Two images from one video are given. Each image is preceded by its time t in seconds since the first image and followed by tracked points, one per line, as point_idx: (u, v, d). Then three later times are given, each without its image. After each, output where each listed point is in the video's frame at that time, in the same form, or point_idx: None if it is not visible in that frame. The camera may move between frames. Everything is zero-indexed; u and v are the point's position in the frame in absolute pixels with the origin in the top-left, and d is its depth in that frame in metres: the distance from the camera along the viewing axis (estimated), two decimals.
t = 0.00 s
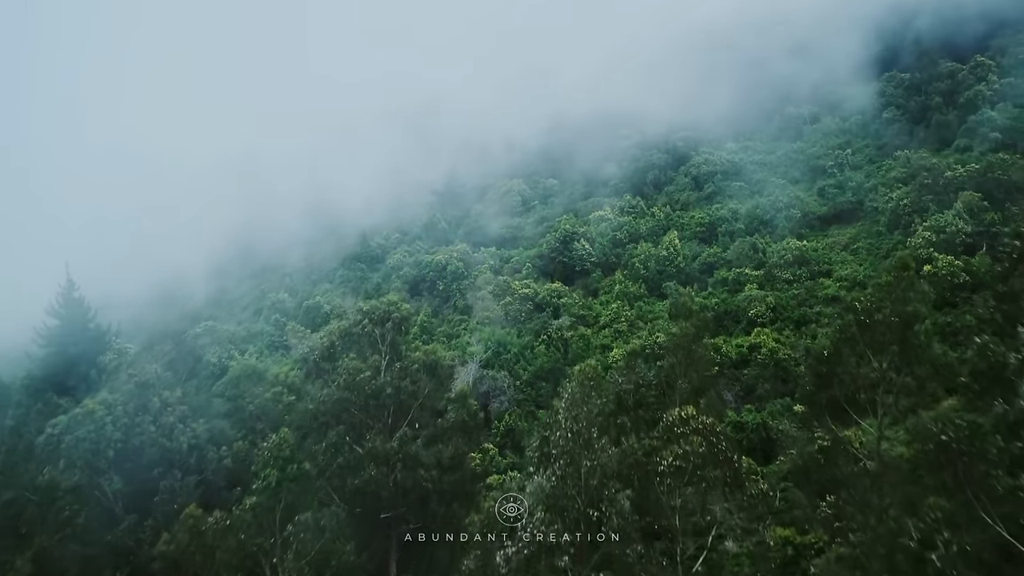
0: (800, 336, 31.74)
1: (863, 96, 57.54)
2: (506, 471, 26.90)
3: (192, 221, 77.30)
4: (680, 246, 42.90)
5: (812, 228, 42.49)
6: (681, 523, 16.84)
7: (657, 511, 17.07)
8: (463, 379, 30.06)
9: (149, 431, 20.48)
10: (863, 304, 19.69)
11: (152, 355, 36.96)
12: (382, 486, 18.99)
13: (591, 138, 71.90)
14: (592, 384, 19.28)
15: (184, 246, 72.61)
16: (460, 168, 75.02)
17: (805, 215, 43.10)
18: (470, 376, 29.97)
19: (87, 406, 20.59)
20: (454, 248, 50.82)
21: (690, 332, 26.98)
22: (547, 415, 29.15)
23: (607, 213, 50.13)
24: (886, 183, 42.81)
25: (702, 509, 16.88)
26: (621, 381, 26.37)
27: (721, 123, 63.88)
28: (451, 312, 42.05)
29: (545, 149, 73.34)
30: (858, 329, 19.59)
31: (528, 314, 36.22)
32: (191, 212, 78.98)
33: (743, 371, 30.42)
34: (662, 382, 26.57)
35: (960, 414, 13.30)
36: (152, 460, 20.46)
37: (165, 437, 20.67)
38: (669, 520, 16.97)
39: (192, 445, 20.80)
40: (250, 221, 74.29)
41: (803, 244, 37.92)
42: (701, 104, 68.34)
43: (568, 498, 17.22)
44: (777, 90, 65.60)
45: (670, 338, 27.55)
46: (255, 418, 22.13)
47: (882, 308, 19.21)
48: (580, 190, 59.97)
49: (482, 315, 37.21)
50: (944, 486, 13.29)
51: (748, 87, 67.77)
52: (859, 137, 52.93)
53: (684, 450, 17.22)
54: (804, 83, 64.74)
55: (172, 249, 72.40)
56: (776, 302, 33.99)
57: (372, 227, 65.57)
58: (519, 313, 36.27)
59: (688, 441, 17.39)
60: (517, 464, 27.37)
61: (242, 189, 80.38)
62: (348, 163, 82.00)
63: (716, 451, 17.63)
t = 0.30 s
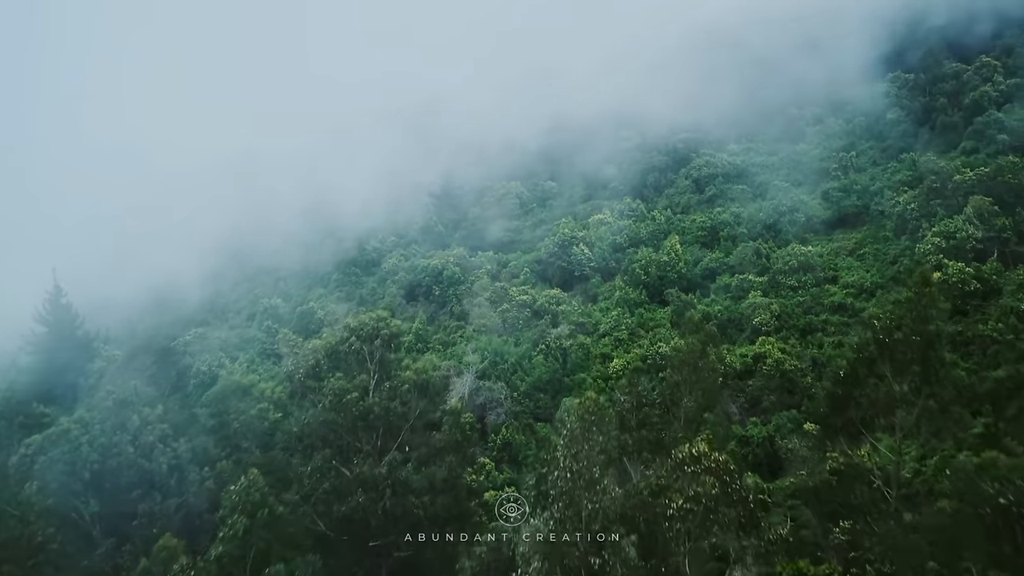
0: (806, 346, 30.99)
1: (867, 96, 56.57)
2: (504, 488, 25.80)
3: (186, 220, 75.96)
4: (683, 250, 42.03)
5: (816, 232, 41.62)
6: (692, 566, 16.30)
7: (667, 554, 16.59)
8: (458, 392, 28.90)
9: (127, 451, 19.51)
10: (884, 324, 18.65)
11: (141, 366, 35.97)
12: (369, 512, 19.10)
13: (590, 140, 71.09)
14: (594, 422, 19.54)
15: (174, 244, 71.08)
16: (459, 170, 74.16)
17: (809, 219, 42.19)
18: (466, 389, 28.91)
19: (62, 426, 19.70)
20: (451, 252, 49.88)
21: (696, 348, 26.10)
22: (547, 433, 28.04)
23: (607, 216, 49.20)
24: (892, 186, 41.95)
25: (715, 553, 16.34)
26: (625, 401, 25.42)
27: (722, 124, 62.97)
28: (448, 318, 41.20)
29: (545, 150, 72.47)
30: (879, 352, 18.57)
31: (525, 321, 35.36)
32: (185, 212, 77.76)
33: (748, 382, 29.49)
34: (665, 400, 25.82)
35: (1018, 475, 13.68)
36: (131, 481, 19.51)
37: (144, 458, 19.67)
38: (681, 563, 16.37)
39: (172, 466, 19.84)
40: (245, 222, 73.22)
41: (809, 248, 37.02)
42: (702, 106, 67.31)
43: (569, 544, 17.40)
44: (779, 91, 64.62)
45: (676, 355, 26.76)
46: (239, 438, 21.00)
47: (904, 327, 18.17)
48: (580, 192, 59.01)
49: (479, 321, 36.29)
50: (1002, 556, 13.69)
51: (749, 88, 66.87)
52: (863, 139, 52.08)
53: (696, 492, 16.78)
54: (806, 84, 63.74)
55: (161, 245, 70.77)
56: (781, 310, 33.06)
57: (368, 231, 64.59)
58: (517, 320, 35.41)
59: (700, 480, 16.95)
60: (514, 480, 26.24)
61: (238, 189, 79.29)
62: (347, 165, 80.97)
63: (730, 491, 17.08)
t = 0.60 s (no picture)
0: (812, 356, 30.09)
1: (871, 99, 55.72)
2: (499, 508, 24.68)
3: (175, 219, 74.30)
4: (684, 255, 41.08)
5: (821, 237, 40.60)
6: None
7: None
8: (454, 406, 27.99)
9: (104, 473, 18.48)
10: (904, 344, 18.04)
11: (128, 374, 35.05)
12: (356, 543, 19.21)
13: (590, 143, 70.22)
14: (595, 467, 20.05)
15: (164, 245, 69.46)
16: (457, 173, 73.25)
17: (813, 223, 41.25)
18: (460, 402, 27.87)
19: (35, 447, 18.69)
20: (447, 257, 48.90)
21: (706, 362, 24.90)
22: (545, 451, 27.46)
23: (607, 220, 48.22)
24: (898, 191, 41.04)
25: None
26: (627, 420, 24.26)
27: (723, 126, 62.05)
28: (443, 325, 40.28)
29: (544, 152, 71.54)
30: (901, 372, 18.01)
31: (523, 330, 34.46)
32: (174, 212, 75.95)
33: (753, 395, 28.52)
34: (668, 419, 24.94)
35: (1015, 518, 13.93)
36: (106, 505, 18.46)
37: (121, 480, 18.66)
38: None
39: (151, 490, 18.88)
40: (238, 222, 72.01)
41: (815, 255, 36.09)
42: (704, 108, 66.38)
43: None
44: (782, 94, 63.79)
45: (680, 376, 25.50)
46: (224, 457, 20.10)
47: (926, 347, 17.59)
48: (579, 194, 58.03)
49: (475, 329, 35.34)
50: None
51: (751, 91, 66.03)
52: (867, 142, 51.18)
53: (707, 545, 16.98)
54: (808, 87, 62.99)
55: (150, 244, 69.08)
56: (786, 319, 32.09)
57: (366, 235, 63.71)
58: (515, 329, 34.48)
59: (714, 529, 17.24)
60: (512, 496, 25.40)
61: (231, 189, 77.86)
62: (344, 167, 79.97)
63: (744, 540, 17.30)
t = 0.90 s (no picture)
0: (819, 366, 29.06)
1: (874, 102, 54.71)
2: (497, 526, 24.20)
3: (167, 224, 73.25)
4: (686, 261, 40.06)
5: (825, 241, 39.57)
6: None
7: None
8: (448, 419, 27.33)
9: (76, 500, 18.11)
10: (930, 370, 18.07)
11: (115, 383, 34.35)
12: None
13: (589, 145, 69.21)
14: (596, 521, 19.68)
15: (157, 249, 68.21)
16: (455, 175, 72.15)
17: (817, 227, 40.19)
18: (454, 417, 27.21)
19: (2, 471, 18.43)
20: (443, 261, 47.89)
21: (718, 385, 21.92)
22: (542, 467, 26.42)
23: (606, 224, 47.25)
24: (903, 195, 40.04)
25: None
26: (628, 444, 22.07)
27: (724, 128, 61.04)
28: (438, 333, 39.32)
29: (543, 153, 70.46)
30: (926, 402, 17.97)
31: (520, 339, 33.45)
32: (167, 216, 75.06)
33: (758, 407, 27.45)
34: (674, 443, 21.46)
35: None
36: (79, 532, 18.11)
37: (93, 505, 18.24)
38: None
39: (124, 517, 18.35)
40: (233, 222, 70.83)
41: (821, 260, 35.04)
42: (705, 109, 65.39)
43: None
44: (784, 96, 62.86)
45: (686, 396, 22.48)
46: (205, 480, 19.50)
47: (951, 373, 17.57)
48: (577, 197, 57.05)
49: (470, 339, 34.43)
50: None
51: (752, 93, 65.04)
52: (870, 144, 50.11)
53: None
54: (811, 89, 61.99)
55: (142, 251, 68.02)
56: (792, 328, 31.10)
57: (362, 239, 62.63)
58: (511, 337, 33.49)
59: None
60: (512, 492, 25.19)
61: (223, 193, 76.71)
62: (341, 168, 78.88)
63: None
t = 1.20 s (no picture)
0: (826, 378, 28.09)
1: (881, 104, 53.67)
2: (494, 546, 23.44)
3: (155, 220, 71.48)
4: (688, 266, 38.99)
5: (830, 246, 38.58)
6: None
7: None
8: (442, 433, 26.57)
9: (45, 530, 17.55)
10: (958, 398, 17.04)
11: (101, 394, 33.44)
12: None
13: (589, 146, 68.13)
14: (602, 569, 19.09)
15: (145, 247, 66.24)
16: (452, 176, 71.11)
17: (822, 232, 39.16)
18: (448, 432, 26.48)
19: None
20: (440, 266, 46.90)
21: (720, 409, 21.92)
22: (539, 483, 25.33)
23: (605, 228, 46.19)
24: (911, 200, 39.05)
25: None
26: (631, 475, 21.18)
27: (726, 129, 60.11)
28: (435, 340, 38.36)
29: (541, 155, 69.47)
30: (955, 432, 16.99)
31: (517, 348, 32.41)
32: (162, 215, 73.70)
33: (763, 420, 26.41)
34: (680, 471, 21.19)
35: None
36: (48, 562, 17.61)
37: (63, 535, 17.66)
38: None
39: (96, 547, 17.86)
40: (226, 224, 69.58)
41: (828, 266, 33.99)
42: (706, 110, 64.31)
43: None
44: (787, 97, 61.85)
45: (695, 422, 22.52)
46: (184, 503, 20.73)
47: (982, 402, 16.52)
48: (577, 199, 56.00)
49: (466, 348, 33.45)
50: None
51: (755, 92, 63.97)
52: (876, 146, 49.05)
53: None
54: (814, 90, 60.99)
55: (129, 250, 66.09)
56: (797, 337, 30.11)
57: (357, 243, 61.60)
58: (507, 348, 32.48)
59: None
60: (511, 494, 24.45)
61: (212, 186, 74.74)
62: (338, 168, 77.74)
63: None
